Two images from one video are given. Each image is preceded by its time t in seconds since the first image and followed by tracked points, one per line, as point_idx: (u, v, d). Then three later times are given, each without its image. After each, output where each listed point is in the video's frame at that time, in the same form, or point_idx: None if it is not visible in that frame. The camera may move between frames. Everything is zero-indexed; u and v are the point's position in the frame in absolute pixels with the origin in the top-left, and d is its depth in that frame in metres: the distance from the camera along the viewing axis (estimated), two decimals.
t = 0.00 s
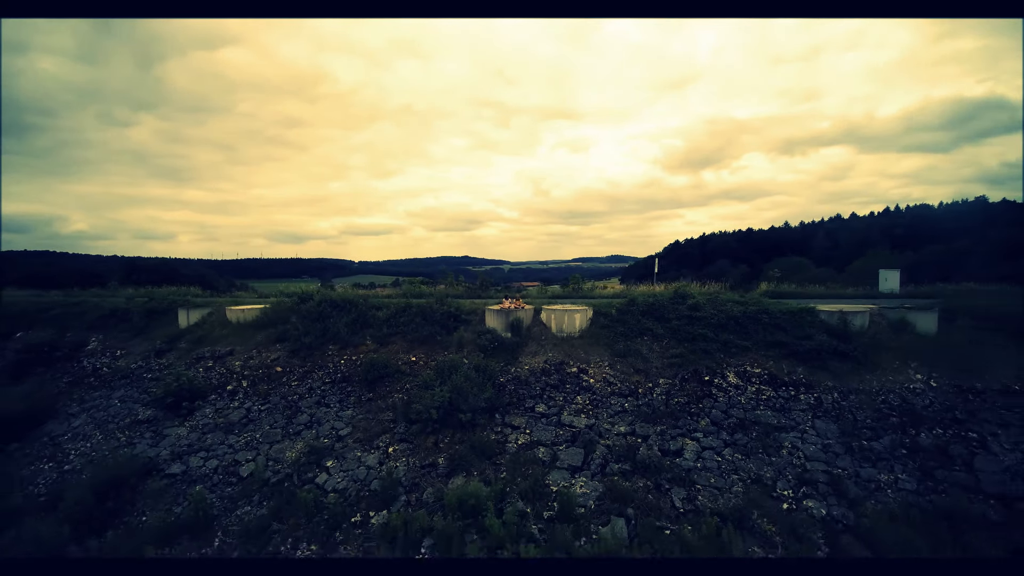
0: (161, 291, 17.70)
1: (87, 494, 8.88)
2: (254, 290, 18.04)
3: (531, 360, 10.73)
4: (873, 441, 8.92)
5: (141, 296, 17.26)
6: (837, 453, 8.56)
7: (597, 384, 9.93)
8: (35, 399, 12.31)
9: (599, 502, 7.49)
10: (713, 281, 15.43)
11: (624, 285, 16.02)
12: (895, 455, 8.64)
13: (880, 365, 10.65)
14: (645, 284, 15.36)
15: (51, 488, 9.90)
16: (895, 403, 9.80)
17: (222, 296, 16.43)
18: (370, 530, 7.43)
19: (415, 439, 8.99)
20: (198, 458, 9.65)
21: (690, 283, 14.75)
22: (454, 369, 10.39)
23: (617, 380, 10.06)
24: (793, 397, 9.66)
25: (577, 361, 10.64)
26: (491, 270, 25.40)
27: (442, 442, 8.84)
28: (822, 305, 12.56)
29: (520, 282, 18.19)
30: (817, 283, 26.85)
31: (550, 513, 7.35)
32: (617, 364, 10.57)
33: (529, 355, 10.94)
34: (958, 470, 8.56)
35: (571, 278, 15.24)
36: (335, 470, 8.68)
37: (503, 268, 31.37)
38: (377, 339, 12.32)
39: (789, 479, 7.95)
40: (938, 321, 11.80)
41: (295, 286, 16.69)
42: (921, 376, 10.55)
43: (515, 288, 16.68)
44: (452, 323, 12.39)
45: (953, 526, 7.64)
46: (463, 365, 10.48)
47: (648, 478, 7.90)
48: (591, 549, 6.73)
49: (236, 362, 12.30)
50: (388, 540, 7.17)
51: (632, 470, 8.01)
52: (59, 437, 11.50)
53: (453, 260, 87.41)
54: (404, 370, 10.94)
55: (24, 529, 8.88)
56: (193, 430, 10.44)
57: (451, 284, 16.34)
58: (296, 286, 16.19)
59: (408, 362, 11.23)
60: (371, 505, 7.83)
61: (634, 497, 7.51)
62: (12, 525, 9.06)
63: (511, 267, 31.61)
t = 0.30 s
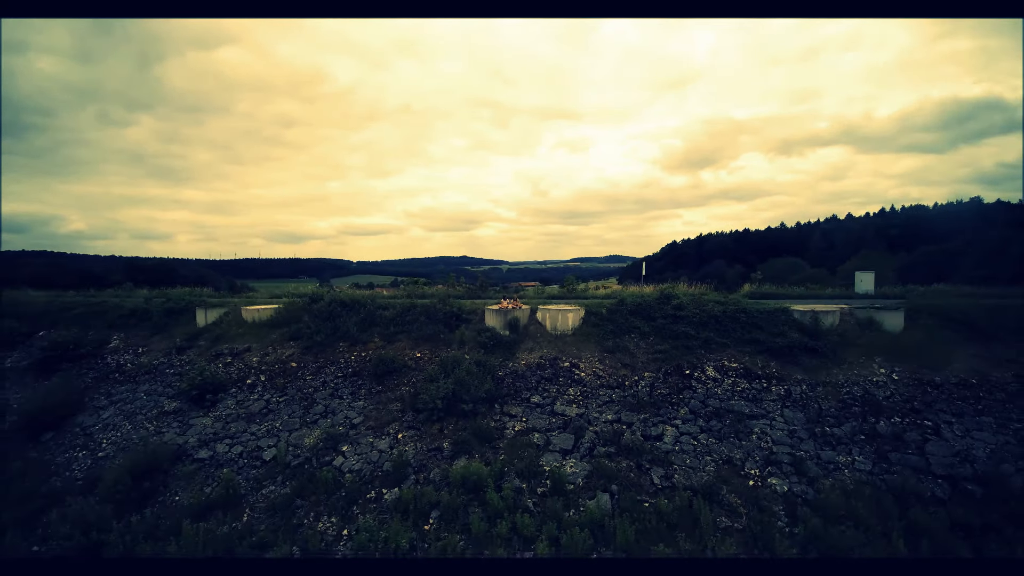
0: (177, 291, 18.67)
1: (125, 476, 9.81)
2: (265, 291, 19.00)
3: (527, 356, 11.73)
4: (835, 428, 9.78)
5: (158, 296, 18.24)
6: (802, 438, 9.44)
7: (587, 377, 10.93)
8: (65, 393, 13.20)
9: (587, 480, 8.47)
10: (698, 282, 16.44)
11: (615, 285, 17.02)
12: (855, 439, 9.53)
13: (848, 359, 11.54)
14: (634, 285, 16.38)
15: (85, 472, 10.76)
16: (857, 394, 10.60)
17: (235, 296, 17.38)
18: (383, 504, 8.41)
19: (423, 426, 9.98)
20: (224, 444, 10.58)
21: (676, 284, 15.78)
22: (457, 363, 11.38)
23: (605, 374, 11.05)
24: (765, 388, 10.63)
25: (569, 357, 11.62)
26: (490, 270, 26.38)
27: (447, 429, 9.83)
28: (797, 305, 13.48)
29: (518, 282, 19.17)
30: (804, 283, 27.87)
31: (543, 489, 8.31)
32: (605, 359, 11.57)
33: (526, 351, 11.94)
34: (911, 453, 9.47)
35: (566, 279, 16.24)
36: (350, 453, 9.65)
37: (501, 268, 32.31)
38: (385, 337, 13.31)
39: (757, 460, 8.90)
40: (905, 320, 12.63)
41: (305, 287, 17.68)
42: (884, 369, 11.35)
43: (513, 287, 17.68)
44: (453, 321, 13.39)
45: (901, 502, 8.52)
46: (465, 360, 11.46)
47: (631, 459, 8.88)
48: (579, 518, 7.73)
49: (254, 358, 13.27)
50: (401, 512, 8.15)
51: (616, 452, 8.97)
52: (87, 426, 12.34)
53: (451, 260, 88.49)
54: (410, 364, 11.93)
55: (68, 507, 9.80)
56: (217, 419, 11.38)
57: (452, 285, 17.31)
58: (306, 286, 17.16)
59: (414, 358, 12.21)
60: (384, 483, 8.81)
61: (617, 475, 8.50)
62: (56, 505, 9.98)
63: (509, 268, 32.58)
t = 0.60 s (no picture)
0: (190, 294, 19.76)
1: (157, 463, 10.84)
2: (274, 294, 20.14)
3: (522, 354, 12.86)
4: (797, 418, 10.85)
5: (172, 298, 19.31)
6: (766, 426, 10.54)
7: (575, 373, 12.06)
8: (92, 389, 14.18)
9: (574, 463, 9.57)
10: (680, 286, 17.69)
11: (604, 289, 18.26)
12: (814, 428, 10.60)
13: (813, 356, 12.69)
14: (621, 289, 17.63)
15: (116, 459, 11.74)
16: (819, 388, 11.68)
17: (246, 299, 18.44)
18: (393, 485, 9.50)
19: (427, 417, 11.08)
20: (245, 435, 11.62)
21: (660, 288, 16.99)
22: (457, 361, 12.50)
23: (591, 370, 12.19)
24: (736, 383, 11.77)
25: (559, 355, 12.76)
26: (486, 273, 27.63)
27: (449, 420, 10.93)
28: (770, 307, 14.65)
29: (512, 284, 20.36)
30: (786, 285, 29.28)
31: (535, 472, 9.41)
32: (593, 357, 12.72)
33: (520, 349, 13.08)
34: (864, 441, 10.44)
35: (557, 283, 17.45)
36: (362, 442, 10.73)
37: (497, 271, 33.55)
38: (389, 337, 14.42)
39: (725, 446, 10.02)
40: (868, 321, 13.79)
41: (312, 290, 18.79)
42: (845, 366, 12.46)
43: (508, 290, 18.86)
44: (453, 322, 14.61)
45: (849, 483, 9.41)
46: (465, 358, 12.60)
47: (613, 445, 10.00)
48: (566, 496, 8.84)
49: (268, 357, 14.32)
50: (409, 491, 9.25)
51: (600, 439, 10.09)
52: (113, 418, 13.29)
53: (447, 261, 89.63)
54: (414, 362, 13.05)
55: (105, 491, 10.82)
56: (237, 413, 12.41)
57: (451, 288, 18.50)
58: (314, 290, 18.31)
59: (417, 355, 13.33)
60: (393, 468, 9.91)
61: (601, 459, 9.62)
62: (93, 490, 10.98)
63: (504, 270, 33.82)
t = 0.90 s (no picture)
0: (201, 296, 20.77)
1: (181, 453, 11.77)
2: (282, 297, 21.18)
3: (517, 353, 13.87)
4: (769, 411, 11.84)
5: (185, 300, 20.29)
6: (740, 418, 11.54)
7: (567, 371, 13.07)
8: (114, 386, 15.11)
9: (564, 452, 10.57)
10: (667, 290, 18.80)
11: (596, 291, 19.35)
12: (783, 420, 11.58)
13: (786, 355, 13.71)
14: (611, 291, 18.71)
15: (140, 450, 12.65)
16: (791, 384, 12.66)
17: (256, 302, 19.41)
18: (401, 472, 10.49)
19: (430, 410, 12.08)
20: (261, 428, 12.57)
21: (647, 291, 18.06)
22: (457, 359, 13.49)
23: (581, 368, 13.20)
24: (714, 379, 12.78)
25: (552, 354, 13.77)
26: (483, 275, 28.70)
27: (450, 413, 11.92)
28: (749, 310, 15.71)
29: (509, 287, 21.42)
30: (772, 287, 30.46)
31: (528, 460, 10.40)
32: (583, 356, 13.74)
33: (516, 348, 14.09)
34: (829, 432, 11.36)
35: (552, 286, 18.53)
36: (371, 433, 11.71)
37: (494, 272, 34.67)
38: (393, 338, 15.42)
39: (702, 436, 11.02)
40: (839, 323, 14.84)
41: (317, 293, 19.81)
42: (817, 364, 13.44)
43: (505, 292, 19.93)
44: (453, 323, 15.68)
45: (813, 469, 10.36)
46: (465, 356, 13.59)
47: (600, 436, 11.00)
48: (556, 480, 9.85)
49: (280, 356, 15.29)
50: (415, 477, 10.24)
51: (588, 431, 11.09)
52: (134, 413, 14.21)
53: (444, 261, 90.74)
54: (417, 360, 14.04)
55: (134, 479, 11.75)
56: (252, 408, 13.35)
57: (452, 290, 19.57)
58: (321, 293, 19.34)
59: (420, 354, 14.33)
60: (400, 457, 10.90)
61: (588, 448, 10.62)
62: (121, 478, 11.90)
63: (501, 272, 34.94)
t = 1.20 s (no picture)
0: (216, 299, 21.92)
1: (209, 445, 12.91)
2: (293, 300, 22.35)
3: (516, 353, 15.05)
4: (744, 406, 12.99)
5: (201, 304, 21.43)
6: (718, 413, 12.70)
7: (561, 370, 14.23)
8: (140, 384, 16.23)
9: (557, 444, 11.73)
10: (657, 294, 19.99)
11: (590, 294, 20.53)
12: (757, 414, 12.73)
13: (763, 355, 14.89)
14: (604, 295, 19.88)
15: (168, 443, 13.77)
16: (766, 382, 13.82)
17: (269, 305, 20.58)
18: (410, 461, 11.65)
19: (436, 406, 13.24)
20: (281, 423, 13.71)
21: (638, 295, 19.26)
22: (460, 359, 14.65)
23: (574, 367, 14.35)
24: (697, 377, 13.94)
25: (548, 354, 14.94)
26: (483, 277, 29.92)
27: (454, 409, 13.07)
28: (731, 313, 16.87)
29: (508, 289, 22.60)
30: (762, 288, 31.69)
31: (525, 450, 11.57)
32: (577, 356, 14.91)
33: (515, 349, 15.27)
34: (798, 425, 12.49)
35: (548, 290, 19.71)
36: (382, 427, 12.86)
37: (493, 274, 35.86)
38: (400, 339, 16.60)
39: (683, 429, 12.17)
40: (815, 325, 15.95)
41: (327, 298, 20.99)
42: (791, 363, 14.61)
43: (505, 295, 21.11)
44: (456, 325, 16.85)
45: (781, 458, 11.53)
46: (468, 356, 14.76)
47: (590, 429, 12.17)
48: (550, 467, 11.01)
49: (295, 356, 16.44)
50: (423, 466, 11.40)
51: (580, 425, 12.25)
52: (160, 409, 15.33)
53: (443, 261, 92.17)
54: (423, 361, 15.22)
55: (165, 469, 12.88)
56: (272, 404, 14.48)
57: (454, 293, 20.74)
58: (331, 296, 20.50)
59: (426, 355, 15.50)
60: (409, 448, 12.07)
61: (579, 440, 11.78)
62: (154, 468, 13.02)
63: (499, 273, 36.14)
